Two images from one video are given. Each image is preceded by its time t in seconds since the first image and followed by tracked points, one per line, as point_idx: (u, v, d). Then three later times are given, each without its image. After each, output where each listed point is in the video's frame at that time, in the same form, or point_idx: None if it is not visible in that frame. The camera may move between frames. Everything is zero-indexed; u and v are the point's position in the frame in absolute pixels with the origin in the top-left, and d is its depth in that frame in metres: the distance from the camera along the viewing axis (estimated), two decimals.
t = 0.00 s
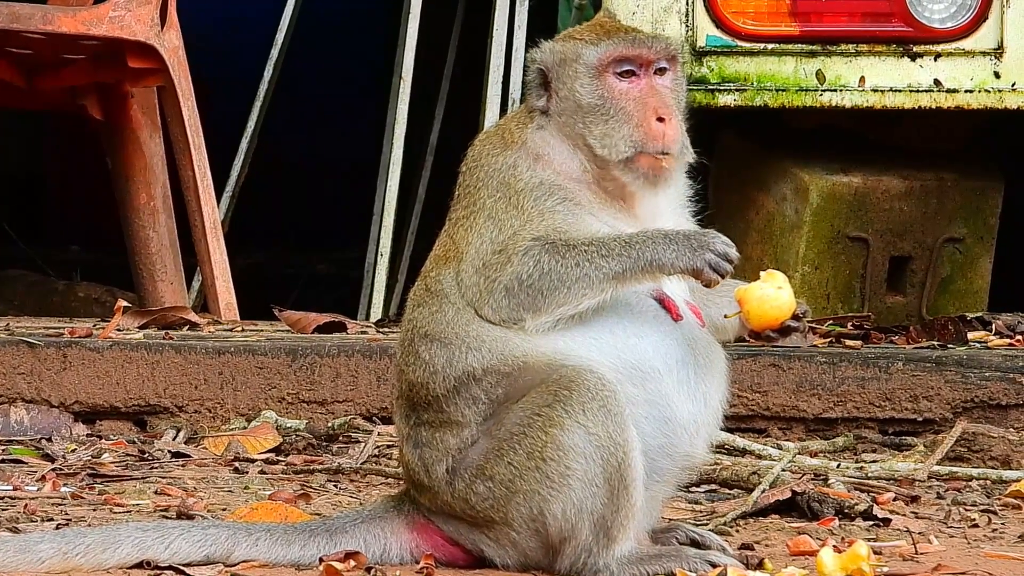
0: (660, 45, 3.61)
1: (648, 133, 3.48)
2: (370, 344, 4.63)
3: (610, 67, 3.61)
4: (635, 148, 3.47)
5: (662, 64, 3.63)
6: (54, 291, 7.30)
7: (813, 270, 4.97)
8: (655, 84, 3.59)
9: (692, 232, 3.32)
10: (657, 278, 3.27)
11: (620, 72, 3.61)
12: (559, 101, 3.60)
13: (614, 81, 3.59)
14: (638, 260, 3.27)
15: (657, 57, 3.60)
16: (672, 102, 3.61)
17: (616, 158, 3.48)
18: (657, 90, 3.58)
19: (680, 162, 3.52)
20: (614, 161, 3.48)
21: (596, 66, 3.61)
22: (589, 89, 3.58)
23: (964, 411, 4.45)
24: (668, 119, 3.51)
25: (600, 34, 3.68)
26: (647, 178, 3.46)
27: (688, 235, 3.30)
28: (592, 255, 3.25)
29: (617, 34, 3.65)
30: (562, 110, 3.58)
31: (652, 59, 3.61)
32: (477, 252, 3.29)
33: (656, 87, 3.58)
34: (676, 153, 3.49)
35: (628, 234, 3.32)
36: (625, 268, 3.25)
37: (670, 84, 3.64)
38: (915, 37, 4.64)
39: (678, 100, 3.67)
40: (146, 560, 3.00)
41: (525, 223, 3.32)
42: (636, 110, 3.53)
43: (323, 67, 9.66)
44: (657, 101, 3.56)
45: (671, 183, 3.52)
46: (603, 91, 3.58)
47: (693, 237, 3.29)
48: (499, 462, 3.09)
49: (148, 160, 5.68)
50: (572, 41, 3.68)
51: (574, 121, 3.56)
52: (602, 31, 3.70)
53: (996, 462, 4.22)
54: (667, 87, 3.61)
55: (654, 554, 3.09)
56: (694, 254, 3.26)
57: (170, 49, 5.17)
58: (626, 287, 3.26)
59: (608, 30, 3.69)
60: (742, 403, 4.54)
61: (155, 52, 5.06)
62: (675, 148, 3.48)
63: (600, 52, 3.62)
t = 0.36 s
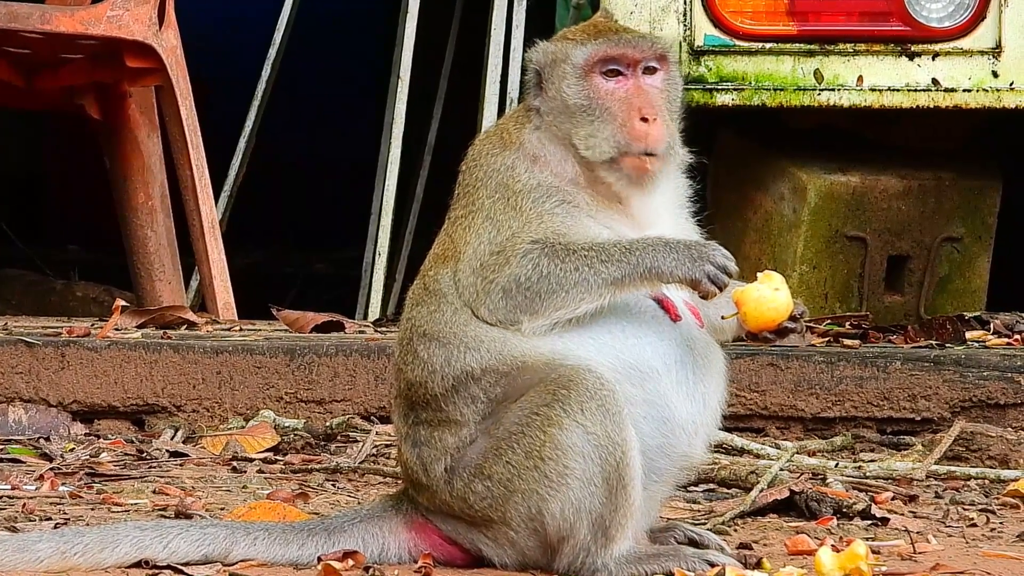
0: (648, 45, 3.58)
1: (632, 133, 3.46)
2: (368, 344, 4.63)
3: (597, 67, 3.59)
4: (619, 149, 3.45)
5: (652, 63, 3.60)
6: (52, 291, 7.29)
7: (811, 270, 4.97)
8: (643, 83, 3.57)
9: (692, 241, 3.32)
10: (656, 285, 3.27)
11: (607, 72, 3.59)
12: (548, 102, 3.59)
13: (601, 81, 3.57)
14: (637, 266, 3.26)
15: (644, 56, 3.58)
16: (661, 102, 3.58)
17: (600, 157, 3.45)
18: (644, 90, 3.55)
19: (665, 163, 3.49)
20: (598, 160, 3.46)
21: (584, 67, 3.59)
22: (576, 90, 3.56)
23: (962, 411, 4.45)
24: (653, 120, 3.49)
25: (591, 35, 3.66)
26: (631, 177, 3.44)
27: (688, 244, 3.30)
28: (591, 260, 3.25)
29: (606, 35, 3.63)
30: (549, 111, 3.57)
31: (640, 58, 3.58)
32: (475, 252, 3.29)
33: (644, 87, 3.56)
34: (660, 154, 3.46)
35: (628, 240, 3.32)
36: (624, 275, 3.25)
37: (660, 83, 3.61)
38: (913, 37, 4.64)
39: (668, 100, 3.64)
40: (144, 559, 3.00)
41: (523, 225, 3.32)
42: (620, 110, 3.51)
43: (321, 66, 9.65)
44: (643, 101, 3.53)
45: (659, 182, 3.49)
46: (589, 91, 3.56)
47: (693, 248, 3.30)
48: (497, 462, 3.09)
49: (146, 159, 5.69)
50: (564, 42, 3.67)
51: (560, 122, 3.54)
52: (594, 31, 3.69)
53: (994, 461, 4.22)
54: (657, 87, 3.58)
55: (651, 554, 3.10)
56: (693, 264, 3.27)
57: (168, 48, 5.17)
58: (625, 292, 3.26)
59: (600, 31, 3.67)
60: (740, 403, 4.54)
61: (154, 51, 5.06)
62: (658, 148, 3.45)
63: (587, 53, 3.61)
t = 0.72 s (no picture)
0: (599, 36, 3.52)
1: (588, 131, 3.42)
2: (366, 343, 4.63)
3: (555, 67, 3.54)
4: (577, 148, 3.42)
5: (610, 54, 3.54)
6: (50, 290, 7.29)
7: (810, 270, 4.97)
8: (602, 78, 3.52)
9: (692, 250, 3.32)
10: (653, 291, 3.27)
11: (564, 69, 3.54)
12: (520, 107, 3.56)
13: (561, 80, 3.53)
14: (635, 273, 3.26)
15: (599, 48, 3.51)
16: (623, 95, 3.52)
17: (562, 156, 3.43)
18: (603, 84, 3.50)
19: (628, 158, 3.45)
20: (561, 160, 3.43)
21: (544, 68, 3.55)
22: (537, 92, 3.53)
23: (960, 411, 4.45)
24: (609, 115, 3.44)
25: (555, 33, 3.61)
26: (598, 176, 3.44)
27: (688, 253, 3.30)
28: (589, 265, 3.25)
29: (564, 31, 3.58)
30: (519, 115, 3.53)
31: (594, 51, 3.52)
32: (471, 253, 3.30)
33: (602, 82, 3.51)
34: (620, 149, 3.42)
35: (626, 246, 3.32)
36: (621, 281, 3.25)
37: (621, 73, 3.54)
38: (912, 36, 4.63)
39: (635, 90, 3.57)
40: (141, 559, 3.00)
41: (520, 227, 3.33)
42: (578, 108, 3.47)
43: (318, 66, 9.65)
44: (602, 96, 3.48)
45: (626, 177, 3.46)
46: (549, 92, 3.52)
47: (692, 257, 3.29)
48: (495, 461, 3.09)
49: (144, 158, 5.68)
50: (536, 44, 3.64)
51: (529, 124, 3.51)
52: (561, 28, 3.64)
53: (992, 461, 4.22)
54: (617, 79, 3.52)
55: (649, 554, 3.10)
56: (692, 273, 3.26)
57: (166, 48, 5.17)
58: (622, 298, 3.26)
59: (566, 26, 3.62)
60: (738, 403, 4.54)
61: (152, 51, 5.06)
62: (615, 143, 3.41)
63: (546, 54, 3.56)
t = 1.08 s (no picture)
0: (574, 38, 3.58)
1: (566, 130, 3.45)
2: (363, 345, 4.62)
3: (535, 72, 3.60)
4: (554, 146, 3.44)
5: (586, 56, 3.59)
6: (47, 291, 7.29)
7: (807, 271, 4.97)
8: (580, 79, 3.57)
9: (688, 261, 3.33)
10: (649, 299, 3.27)
11: (543, 73, 3.59)
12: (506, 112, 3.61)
13: (540, 84, 3.58)
14: (631, 281, 3.27)
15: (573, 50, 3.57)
16: (601, 95, 3.57)
17: (540, 155, 3.44)
18: (578, 85, 3.55)
19: (608, 154, 3.47)
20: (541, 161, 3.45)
21: (526, 75, 3.62)
22: (519, 98, 3.59)
23: (957, 412, 4.45)
24: (583, 113, 3.48)
25: (535, 40, 3.68)
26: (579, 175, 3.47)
27: (684, 264, 3.31)
28: (584, 273, 3.26)
29: (542, 37, 3.65)
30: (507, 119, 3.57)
31: (568, 53, 3.57)
32: (465, 257, 3.30)
33: (577, 83, 3.55)
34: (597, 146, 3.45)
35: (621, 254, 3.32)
36: (617, 288, 3.25)
37: (597, 75, 3.59)
38: (909, 38, 4.64)
39: (615, 89, 3.61)
40: (138, 561, 3.00)
41: (514, 232, 3.33)
42: (555, 108, 3.51)
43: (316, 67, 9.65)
44: (577, 97, 3.52)
45: (608, 176, 3.48)
46: (530, 96, 3.57)
47: (688, 268, 3.30)
48: (491, 462, 3.09)
49: (141, 159, 5.67)
50: (520, 53, 3.70)
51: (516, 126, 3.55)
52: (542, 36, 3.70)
53: (989, 462, 4.22)
54: (592, 80, 3.57)
55: (646, 556, 3.10)
56: (688, 283, 3.27)
57: (162, 49, 5.16)
58: (617, 304, 3.26)
59: (547, 33, 3.68)
60: (735, 404, 4.54)
61: (149, 52, 5.05)
62: (590, 141, 3.44)
63: (526, 61, 3.63)
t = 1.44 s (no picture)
0: (554, 41, 3.58)
1: (546, 133, 3.44)
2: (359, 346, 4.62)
3: (518, 77, 3.59)
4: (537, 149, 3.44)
5: (568, 58, 3.58)
6: (44, 292, 7.29)
7: (803, 273, 4.98)
8: (562, 81, 3.56)
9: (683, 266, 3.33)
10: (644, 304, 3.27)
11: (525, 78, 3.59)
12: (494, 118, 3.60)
13: (523, 89, 3.57)
14: (627, 286, 3.26)
15: (553, 52, 3.56)
16: (583, 97, 3.55)
17: (524, 160, 3.45)
18: (560, 87, 3.54)
19: (589, 153, 3.46)
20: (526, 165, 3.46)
21: (509, 81, 3.62)
22: (504, 103, 3.59)
23: (953, 414, 4.45)
24: (564, 115, 3.47)
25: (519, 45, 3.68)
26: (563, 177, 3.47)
27: (678, 268, 3.31)
28: (579, 277, 3.26)
29: (525, 42, 3.64)
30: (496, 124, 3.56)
31: (549, 55, 3.56)
32: (460, 260, 3.32)
33: (559, 85, 3.54)
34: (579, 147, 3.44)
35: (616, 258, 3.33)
36: (613, 293, 3.24)
37: (580, 77, 3.58)
38: (906, 40, 4.64)
39: (598, 91, 3.60)
40: (134, 563, 3.00)
41: (509, 235, 3.35)
42: (538, 111, 3.50)
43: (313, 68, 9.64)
44: (559, 100, 3.51)
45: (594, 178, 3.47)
46: (514, 102, 3.57)
47: (683, 271, 3.30)
48: (487, 464, 3.08)
49: (138, 162, 5.68)
50: (506, 59, 3.70)
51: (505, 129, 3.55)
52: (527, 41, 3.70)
53: (985, 464, 4.22)
54: (574, 82, 3.56)
55: (642, 557, 3.10)
56: (683, 288, 3.26)
57: (159, 50, 5.15)
58: (612, 309, 3.26)
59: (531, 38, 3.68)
60: (731, 406, 4.54)
61: (146, 53, 5.05)
62: (571, 141, 3.43)
63: (510, 67, 3.63)
